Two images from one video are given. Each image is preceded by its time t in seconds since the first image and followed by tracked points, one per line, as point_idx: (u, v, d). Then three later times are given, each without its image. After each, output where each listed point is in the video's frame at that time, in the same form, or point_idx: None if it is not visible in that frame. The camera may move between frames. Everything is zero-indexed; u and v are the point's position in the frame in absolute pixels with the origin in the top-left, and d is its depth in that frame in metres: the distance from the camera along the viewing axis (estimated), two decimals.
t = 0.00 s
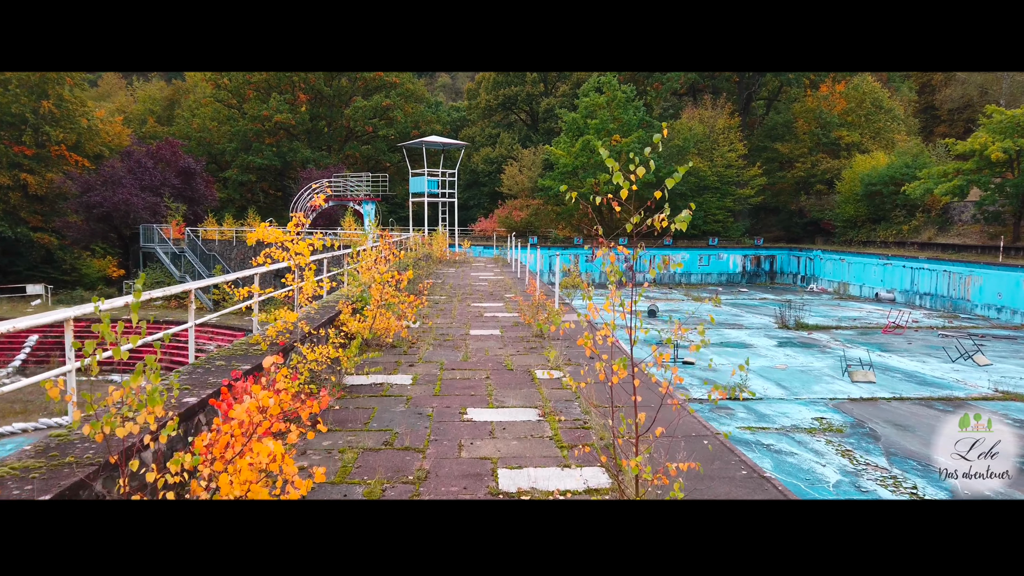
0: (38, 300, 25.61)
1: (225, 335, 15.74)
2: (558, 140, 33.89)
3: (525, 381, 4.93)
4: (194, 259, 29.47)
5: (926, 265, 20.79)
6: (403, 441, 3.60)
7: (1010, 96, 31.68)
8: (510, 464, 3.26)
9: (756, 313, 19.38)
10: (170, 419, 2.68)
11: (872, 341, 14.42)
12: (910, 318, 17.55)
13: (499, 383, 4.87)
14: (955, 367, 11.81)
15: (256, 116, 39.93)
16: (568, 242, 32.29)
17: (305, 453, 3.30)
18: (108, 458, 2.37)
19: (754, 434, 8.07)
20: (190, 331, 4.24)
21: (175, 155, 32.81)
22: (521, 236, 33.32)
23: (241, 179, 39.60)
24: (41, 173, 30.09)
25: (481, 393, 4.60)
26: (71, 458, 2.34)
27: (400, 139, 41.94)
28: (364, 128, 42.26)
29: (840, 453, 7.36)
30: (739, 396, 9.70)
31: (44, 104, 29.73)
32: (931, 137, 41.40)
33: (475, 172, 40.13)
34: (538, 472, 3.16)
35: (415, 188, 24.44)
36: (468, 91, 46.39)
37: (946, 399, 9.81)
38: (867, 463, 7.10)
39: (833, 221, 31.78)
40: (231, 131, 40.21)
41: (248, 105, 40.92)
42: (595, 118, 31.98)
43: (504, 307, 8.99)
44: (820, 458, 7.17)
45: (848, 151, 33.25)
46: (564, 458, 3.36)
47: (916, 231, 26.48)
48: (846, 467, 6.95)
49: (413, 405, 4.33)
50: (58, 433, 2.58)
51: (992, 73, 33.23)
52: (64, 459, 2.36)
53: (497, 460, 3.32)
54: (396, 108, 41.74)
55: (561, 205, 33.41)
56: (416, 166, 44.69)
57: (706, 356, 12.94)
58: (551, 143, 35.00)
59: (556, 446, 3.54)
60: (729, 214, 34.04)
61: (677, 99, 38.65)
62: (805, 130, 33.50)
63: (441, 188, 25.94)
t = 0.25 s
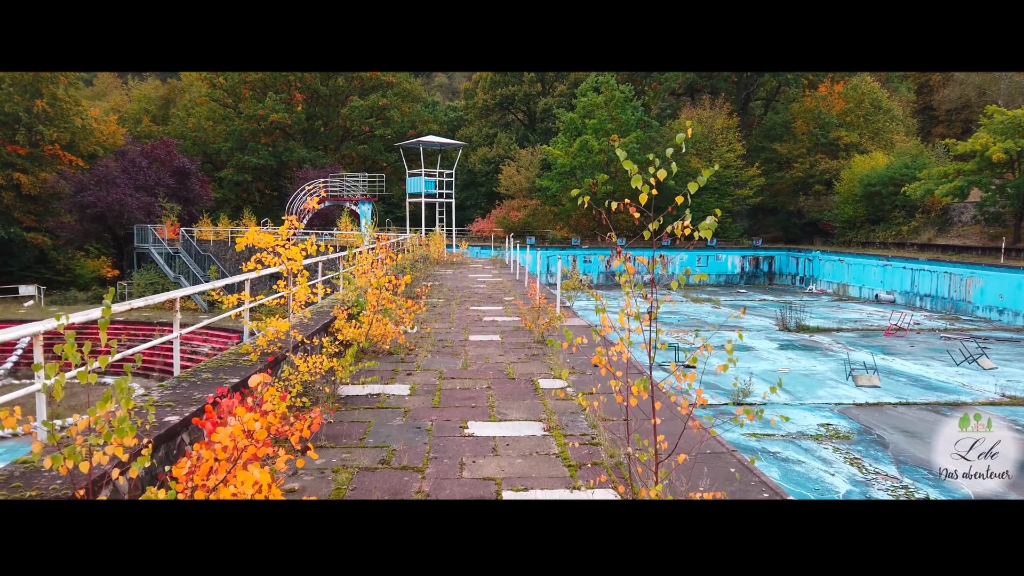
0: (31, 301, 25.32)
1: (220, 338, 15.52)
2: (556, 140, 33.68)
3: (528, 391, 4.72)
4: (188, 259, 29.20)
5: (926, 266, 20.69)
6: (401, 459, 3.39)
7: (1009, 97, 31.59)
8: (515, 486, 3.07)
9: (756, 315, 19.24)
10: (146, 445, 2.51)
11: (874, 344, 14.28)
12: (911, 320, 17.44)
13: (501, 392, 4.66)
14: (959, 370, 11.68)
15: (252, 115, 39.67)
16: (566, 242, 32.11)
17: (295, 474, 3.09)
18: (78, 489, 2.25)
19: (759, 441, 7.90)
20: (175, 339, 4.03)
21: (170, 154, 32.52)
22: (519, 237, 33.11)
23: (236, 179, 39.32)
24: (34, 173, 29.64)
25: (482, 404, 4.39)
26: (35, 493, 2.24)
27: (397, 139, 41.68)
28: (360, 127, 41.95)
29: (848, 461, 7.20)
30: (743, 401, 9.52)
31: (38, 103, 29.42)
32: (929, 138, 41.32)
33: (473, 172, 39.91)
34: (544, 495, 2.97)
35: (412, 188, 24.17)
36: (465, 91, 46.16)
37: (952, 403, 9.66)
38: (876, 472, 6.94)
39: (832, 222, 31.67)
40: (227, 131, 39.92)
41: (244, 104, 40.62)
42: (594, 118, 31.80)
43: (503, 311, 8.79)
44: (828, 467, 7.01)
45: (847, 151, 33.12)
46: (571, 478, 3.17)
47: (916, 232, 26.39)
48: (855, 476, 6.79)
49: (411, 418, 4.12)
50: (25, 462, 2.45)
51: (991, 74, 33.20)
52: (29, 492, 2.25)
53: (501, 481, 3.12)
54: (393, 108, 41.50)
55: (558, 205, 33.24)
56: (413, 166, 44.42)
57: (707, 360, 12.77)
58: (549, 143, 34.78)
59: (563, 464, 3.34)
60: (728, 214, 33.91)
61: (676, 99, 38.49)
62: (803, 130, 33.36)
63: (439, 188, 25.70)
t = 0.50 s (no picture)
0: (20, 301, 24.96)
1: (212, 338, 15.36)
2: (552, 139, 33.47)
3: (528, 395, 4.48)
4: (181, 259, 28.88)
5: (925, 266, 20.56)
6: (393, 470, 3.16)
7: (1006, 96, 31.54)
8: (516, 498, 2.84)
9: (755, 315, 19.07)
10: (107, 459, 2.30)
11: (875, 344, 14.13)
12: (911, 320, 17.30)
13: (499, 396, 4.42)
14: (963, 371, 11.51)
15: (246, 114, 39.35)
16: (562, 242, 31.93)
17: (279, 486, 2.86)
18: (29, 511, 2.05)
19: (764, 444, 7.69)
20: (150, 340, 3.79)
21: (162, 153, 32.20)
22: (515, 236, 32.89)
23: (230, 178, 39.00)
24: (24, 172, 29.36)
25: (480, 409, 4.16)
26: None
27: (392, 138, 41.43)
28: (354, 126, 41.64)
29: (856, 465, 7.00)
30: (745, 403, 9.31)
31: (28, 101, 29.04)
32: (925, 137, 41.30)
33: (468, 172, 39.70)
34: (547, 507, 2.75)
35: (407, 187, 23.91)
36: (461, 90, 45.92)
37: (958, 404, 9.48)
38: (885, 476, 6.75)
39: (829, 221, 31.57)
40: (221, 130, 39.59)
41: (238, 102, 40.30)
42: (590, 117, 31.63)
43: (500, 310, 8.56)
44: (836, 471, 6.81)
45: (844, 151, 33.05)
46: (576, 489, 2.95)
47: (914, 231, 26.32)
48: (863, 480, 6.60)
49: (405, 424, 3.89)
50: None
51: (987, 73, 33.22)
52: None
53: (500, 493, 2.90)
54: (388, 106, 41.24)
55: (555, 205, 33.07)
56: (408, 166, 44.17)
57: (707, 360, 12.58)
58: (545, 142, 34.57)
59: (567, 474, 3.12)
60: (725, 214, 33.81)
61: (672, 98, 38.35)
62: (800, 129, 33.26)
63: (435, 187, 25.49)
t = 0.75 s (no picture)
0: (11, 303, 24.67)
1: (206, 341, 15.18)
2: (549, 139, 33.25)
3: (528, 410, 4.25)
4: (174, 260, 28.57)
5: (925, 267, 20.42)
6: (382, 498, 2.93)
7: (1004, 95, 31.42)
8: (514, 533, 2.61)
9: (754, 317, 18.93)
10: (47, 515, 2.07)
11: (876, 346, 13.97)
12: (912, 321, 17.16)
13: (498, 411, 4.20)
14: (967, 375, 11.33)
15: (240, 113, 39.04)
16: (559, 242, 31.71)
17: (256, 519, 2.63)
18: None
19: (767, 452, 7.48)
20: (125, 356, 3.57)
21: (155, 153, 31.89)
22: (511, 237, 32.69)
23: (224, 178, 38.69)
24: (16, 172, 29.06)
25: (477, 426, 3.93)
26: None
27: (387, 138, 41.16)
28: (350, 126, 41.32)
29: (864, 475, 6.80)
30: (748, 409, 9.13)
31: (19, 101, 28.72)
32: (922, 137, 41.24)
33: (464, 172, 39.52)
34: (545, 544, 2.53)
35: (402, 187, 23.64)
36: (456, 90, 45.70)
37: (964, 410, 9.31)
38: (894, 486, 6.55)
39: (827, 222, 31.48)
40: (215, 129, 39.28)
41: (232, 102, 39.99)
42: (587, 117, 31.42)
43: (497, 315, 8.33)
44: (844, 482, 6.62)
45: (841, 151, 32.92)
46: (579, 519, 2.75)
47: (913, 231, 26.21)
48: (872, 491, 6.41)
49: (397, 444, 3.65)
50: None
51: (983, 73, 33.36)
52: None
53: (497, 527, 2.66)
54: (384, 106, 41.02)
55: (551, 205, 32.87)
56: (403, 165, 43.87)
57: (708, 364, 12.37)
58: (541, 142, 34.38)
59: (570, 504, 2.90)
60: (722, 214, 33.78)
61: (669, 97, 38.24)
62: (798, 128, 33.11)
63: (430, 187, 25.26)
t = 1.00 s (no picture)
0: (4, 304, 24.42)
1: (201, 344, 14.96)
2: (546, 139, 33.03)
3: (529, 420, 4.05)
4: (168, 261, 28.27)
5: (925, 268, 20.32)
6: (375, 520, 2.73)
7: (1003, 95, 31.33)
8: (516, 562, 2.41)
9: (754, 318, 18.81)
10: None
11: (878, 348, 13.83)
12: (913, 322, 17.06)
13: (498, 422, 4.00)
14: (972, 377, 11.20)
15: (235, 113, 38.75)
16: (557, 243, 31.51)
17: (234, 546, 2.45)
18: None
19: (772, 459, 7.30)
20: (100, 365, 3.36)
21: (150, 152, 31.60)
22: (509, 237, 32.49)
23: (220, 178, 38.39)
24: (8, 172, 28.74)
25: (476, 439, 3.72)
26: None
27: (384, 138, 40.92)
28: (346, 125, 41.05)
29: (874, 483, 6.63)
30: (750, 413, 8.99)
31: (10, 100, 28.33)
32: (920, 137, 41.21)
33: (461, 172, 39.31)
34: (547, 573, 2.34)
35: (398, 187, 23.40)
36: (453, 89, 45.47)
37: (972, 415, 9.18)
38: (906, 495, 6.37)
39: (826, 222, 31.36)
40: (210, 129, 39.00)
41: (227, 101, 39.68)
42: (585, 117, 31.21)
43: (496, 319, 8.13)
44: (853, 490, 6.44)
45: (840, 151, 32.80)
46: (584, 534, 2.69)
47: (912, 232, 26.12)
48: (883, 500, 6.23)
49: (392, 458, 3.44)
50: None
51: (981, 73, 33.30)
52: None
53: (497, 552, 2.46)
54: (380, 106, 40.76)
55: (549, 205, 32.67)
56: (400, 165, 43.61)
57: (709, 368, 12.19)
58: (539, 142, 34.15)
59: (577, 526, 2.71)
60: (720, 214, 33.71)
61: (667, 97, 38.07)
62: (796, 128, 32.97)
63: (427, 187, 25.03)
